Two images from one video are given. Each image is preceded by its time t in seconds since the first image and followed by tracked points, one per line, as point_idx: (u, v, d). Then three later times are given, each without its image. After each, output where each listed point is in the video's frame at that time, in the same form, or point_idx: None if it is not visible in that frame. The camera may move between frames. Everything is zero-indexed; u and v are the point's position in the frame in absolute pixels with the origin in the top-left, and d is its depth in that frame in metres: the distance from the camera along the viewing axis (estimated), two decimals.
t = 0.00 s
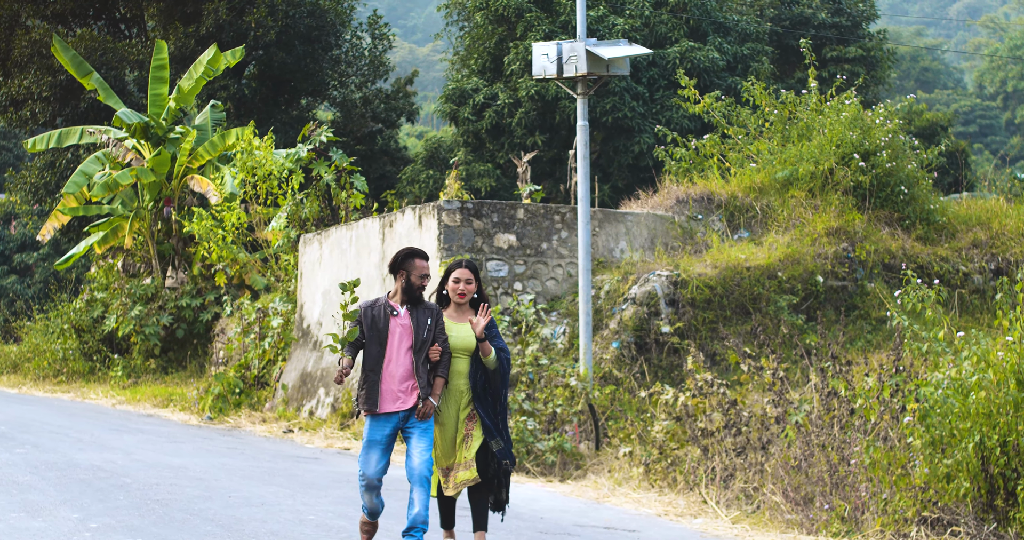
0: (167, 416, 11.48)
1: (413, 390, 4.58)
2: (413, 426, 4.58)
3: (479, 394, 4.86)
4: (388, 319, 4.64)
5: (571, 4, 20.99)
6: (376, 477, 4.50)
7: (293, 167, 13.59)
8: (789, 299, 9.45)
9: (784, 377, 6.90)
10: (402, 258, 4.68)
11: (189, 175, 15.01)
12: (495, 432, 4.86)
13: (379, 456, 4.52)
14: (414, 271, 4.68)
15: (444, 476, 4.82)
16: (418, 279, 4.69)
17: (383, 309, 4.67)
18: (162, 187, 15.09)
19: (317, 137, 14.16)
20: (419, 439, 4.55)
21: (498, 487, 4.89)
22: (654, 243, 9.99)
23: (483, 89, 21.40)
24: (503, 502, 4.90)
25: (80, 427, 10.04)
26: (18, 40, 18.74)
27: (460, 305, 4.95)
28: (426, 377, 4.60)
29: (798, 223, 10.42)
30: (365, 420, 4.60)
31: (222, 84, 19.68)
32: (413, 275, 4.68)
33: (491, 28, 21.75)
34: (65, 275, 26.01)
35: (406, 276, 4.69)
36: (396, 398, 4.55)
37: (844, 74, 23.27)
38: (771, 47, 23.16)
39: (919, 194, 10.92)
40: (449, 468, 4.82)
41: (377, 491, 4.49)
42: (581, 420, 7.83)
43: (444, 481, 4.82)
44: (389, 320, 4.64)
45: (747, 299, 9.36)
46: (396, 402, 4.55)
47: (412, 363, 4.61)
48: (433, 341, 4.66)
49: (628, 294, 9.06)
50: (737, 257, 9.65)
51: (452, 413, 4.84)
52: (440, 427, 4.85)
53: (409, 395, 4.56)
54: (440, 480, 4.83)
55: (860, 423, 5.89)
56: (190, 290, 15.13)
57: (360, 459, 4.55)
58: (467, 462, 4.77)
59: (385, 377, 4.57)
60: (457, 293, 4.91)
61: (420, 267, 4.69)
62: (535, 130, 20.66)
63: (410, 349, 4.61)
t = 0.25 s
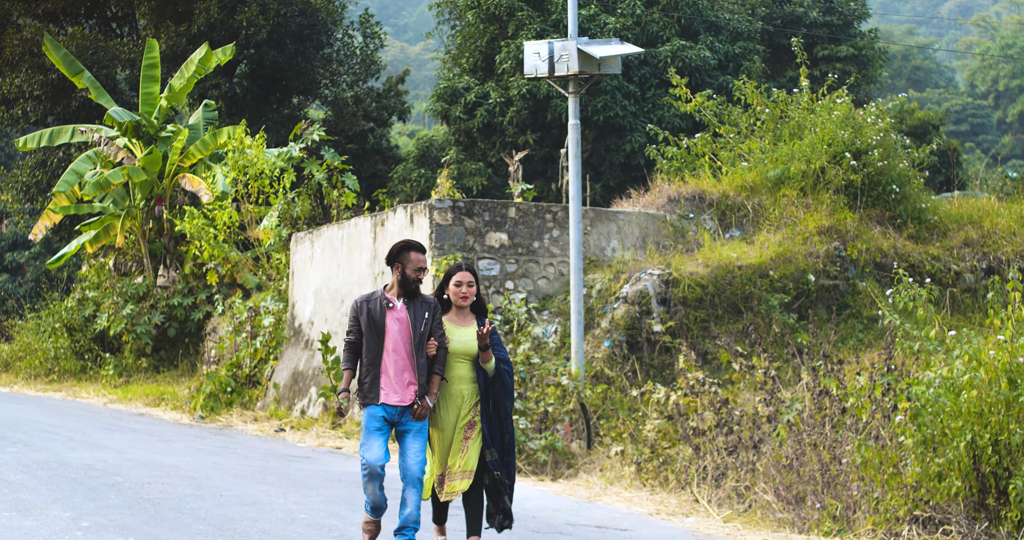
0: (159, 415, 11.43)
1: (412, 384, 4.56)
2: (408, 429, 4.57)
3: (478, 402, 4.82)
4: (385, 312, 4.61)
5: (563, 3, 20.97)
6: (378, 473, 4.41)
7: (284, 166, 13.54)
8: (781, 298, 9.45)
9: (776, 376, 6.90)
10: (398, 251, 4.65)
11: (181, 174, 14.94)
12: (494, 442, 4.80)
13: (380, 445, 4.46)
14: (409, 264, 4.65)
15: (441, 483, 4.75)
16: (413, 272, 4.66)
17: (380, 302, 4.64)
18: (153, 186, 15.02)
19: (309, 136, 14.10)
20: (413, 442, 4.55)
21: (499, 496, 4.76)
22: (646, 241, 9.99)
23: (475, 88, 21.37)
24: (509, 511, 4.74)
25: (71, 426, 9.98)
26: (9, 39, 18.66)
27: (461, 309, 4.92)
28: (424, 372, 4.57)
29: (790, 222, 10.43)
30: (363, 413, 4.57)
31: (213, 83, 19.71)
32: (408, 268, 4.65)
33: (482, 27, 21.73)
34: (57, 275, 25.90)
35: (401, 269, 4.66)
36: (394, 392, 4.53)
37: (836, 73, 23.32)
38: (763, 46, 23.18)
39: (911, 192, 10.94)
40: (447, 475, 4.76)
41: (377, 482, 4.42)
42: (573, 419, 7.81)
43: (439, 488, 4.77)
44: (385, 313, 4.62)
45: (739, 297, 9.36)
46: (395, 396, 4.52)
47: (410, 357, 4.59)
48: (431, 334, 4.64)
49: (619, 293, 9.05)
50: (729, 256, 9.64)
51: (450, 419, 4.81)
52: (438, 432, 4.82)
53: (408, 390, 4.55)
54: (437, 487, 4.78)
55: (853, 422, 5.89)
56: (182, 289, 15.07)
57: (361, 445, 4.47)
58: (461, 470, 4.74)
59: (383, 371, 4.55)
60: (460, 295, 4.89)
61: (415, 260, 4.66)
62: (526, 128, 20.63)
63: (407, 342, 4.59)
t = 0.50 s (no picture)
0: (151, 416, 11.38)
1: (409, 381, 4.55)
2: (404, 429, 4.58)
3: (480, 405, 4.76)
4: (381, 310, 4.60)
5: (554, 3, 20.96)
6: (382, 472, 4.37)
7: (277, 166, 13.49)
8: (773, 298, 9.46)
9: (768, 376, 6.90)
10: (390, 248, 4.61)
11: (173, 174, 14.88)
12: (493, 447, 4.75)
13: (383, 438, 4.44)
14: (403, 260, 4.61)
15: (439, 486, 4.63)
16: (407, 268, 4.62)
17: (376, 299, 4.62)
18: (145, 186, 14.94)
19: (301, 137, 14.05)
20: (406, 443, 4.58)
21: (500, 501, 4.71)
22: (638, 242, 9.98)
23: (467, 88, 21.35)
24: (514, 517, 4.69)
25: (63, 426, 9.94)
26: None
27: (462, 310, 4.89)
28: (420, 370, 4.57)
29: (782, 222, 10.43)
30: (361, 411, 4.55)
31: (205, 83, 19.61)
32: (401, 264, 4.61)
33: (474, 28, 21.71)
34: (48, 274, 25.79)
35: (395, 266, 4.63)
36: (391, 391, 4.51)
37: (828, 73, 23.37)
38: (755, 46, 23.21)
39: (903, 193, 10.96)
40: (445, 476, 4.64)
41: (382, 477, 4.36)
42: (565, 419, 7.81)
43: (440, 490, 4.64)
44: (381, 311, 4.60)
45: (731, 298, 9.35)
46: (392, 394, 4.51)
47: (407, 355, 4.57)
48: (427, 331, 4.62)
49: (612, 293, 9.05)
50: (721, 256, 9.64)
51: (453, 419, 4.72)
52: (439, 434, 4.71)
53: (405, 387, 4.54)
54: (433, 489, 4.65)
55: (845, 422, 5.89)
56: (174, 290, 15.01)
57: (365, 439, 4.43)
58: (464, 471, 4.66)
59: (380, 369, 4.54)
60: (462, 296, 4.85)
61: (409, 255, 4.62)
62: (518, 129, 20.62)
63: (404, 340, 4.57)
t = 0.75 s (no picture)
0: (143, 416, 11.33)
1: (407, 387, 4.54)
2: (403, 433, 4.60)
3: (481, 401, 4.77)
4: (376, 315, 4.56)
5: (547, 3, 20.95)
6: (387, 476, 4.33)
7: (269, 166, 13.45)
8: (765, 298, 9.46)
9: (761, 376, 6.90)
10: (383, 251, 4.55)
11: (165, 175, 14.83)
12: (494, 441, 4.80)
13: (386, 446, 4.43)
14: (396, 262, 4.55)
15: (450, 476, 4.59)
16: (401, 270, 4.56)
17: (371, 303, 4.58)
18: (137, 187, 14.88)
19: (294, 137, 14.01)
20: (403, 446, 4.58)
21: (505, 493, 4.76)
22: (630, 242, 9.98)
23: (459, 88, 21.33)
24: (523, 505, 4.74)
25: (56, 426, 9.90)
26: None
27: (461, 306, 4.85)
28: (417, 374, 4.54)
29: (774, 222, 10.44)
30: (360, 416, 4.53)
31: (197, 83, 19.57)
32: (394, 266, 4.55)
33: (467, 28, 21.70)
34: (41, 275, 25.70)
35: (388, 268, 4.57)
36: (390, 397, 4.51)
37: (820, 73, 23.43)
38: (748, 46, 23.25)
39: (895, 193, 10.98)
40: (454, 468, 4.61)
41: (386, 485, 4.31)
42: (557, 419, 7.80)
43: (449, 482, 4.60)
44: (377, 315, 4.56)
45: (723, 298, 9.36)
46: (391, 399, 4.51)
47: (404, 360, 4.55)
48: (424, 335, 4.59)
49: (604, 293, 9.05)
50: (713, 257, 9.64)
51: (456, 414, 4.71)
52: (443, 429, 4.69)
53: (404, 392, 4.53)
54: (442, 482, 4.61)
55: (837, 422, 5.89)
56: (166, 290, 14.96)
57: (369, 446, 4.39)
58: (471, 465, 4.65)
59: (377, 375, 4.52)
60: (462, 293, 4.79)
61: (402, 257, 4.56)
62: (511, 129, 20.61)
63: (400, 344, 4.54)
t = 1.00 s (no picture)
0: (137, 416, 11.29)
1: (405, 395, 4.50)
2: (402, 440, 4.55)
3: (480, 399, 4.77)
4: (372, 322, 4.53)
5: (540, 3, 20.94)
6: (387, 485, 4.27)
7: (263, 166, 13.41)
8: (759, 298, 9.46)
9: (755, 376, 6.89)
10: (374, 256, 4.53)
11: (159, 174, 14.78)
12: (493, 441, 4.77)
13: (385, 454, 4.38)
14: (389, 268, 4.53)
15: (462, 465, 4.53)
16: (394, 276, 4.54)
17: (366, 311, 4.55)
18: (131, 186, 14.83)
19: (287, 136, 13.97)
20: (402, 453, 4.55)
21: (506, 491, 4.71)
22: (624, 241, 9.97)
23: (453, 88, 21.32)
24: (529, 501, 4.68)
25: (49, 426, 9.86)
26: None
27: (461, 305, 4.84)
28: (415, 383, 4.50)
29: (768, 222, 10.44)
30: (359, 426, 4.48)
31: (191, 83, 19.52)
32: (387, 271, 4.53)
33: (460, 28, 21.67)
34: (33, 275, 25.60)
35: (381, 273, 4.54)
36: (388, 406, 4.46)
37: (814, 73, 23.46)
38: (741, 46, 23.27)
39: (889, 193, 11.00)
40: (466, 457, 4.56)
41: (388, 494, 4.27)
42: (551, 419, 7.79)
43: (460, 473, 4.53)
44: (372, 323, 4.53)
45: (717, 298, 9.35)
46: (389, 408, 4.46)
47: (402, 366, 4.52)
48: (421, 341, 4.55)
49: (598, 293, 9.05)
50: (707, 256, 9.64)
51: (458, 410, 4.68)
52: (446, 424, 4.64)
53: (403, 400, 4.49)
54: (452, 471, 4.54)
55: (831, 422, 5.88)
56: (160, 290, 14.90)
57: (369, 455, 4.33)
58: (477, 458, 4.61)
59: (374, 383, 4.49)
60: (461, 291, 4.81)
61: (394, 262, 4.53)
62: (504, 129, 20.59)
63: (397, 351, 4.51)
